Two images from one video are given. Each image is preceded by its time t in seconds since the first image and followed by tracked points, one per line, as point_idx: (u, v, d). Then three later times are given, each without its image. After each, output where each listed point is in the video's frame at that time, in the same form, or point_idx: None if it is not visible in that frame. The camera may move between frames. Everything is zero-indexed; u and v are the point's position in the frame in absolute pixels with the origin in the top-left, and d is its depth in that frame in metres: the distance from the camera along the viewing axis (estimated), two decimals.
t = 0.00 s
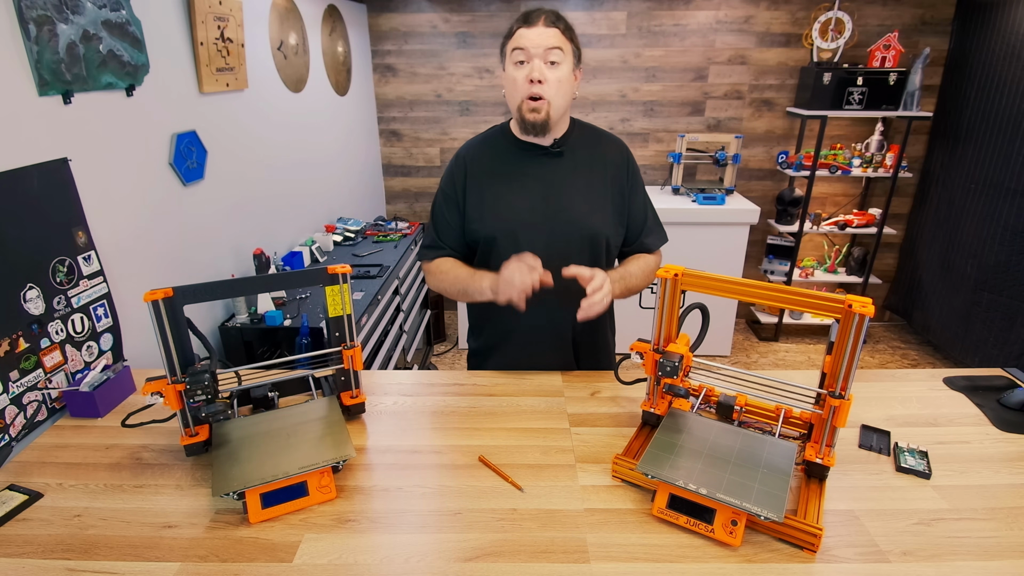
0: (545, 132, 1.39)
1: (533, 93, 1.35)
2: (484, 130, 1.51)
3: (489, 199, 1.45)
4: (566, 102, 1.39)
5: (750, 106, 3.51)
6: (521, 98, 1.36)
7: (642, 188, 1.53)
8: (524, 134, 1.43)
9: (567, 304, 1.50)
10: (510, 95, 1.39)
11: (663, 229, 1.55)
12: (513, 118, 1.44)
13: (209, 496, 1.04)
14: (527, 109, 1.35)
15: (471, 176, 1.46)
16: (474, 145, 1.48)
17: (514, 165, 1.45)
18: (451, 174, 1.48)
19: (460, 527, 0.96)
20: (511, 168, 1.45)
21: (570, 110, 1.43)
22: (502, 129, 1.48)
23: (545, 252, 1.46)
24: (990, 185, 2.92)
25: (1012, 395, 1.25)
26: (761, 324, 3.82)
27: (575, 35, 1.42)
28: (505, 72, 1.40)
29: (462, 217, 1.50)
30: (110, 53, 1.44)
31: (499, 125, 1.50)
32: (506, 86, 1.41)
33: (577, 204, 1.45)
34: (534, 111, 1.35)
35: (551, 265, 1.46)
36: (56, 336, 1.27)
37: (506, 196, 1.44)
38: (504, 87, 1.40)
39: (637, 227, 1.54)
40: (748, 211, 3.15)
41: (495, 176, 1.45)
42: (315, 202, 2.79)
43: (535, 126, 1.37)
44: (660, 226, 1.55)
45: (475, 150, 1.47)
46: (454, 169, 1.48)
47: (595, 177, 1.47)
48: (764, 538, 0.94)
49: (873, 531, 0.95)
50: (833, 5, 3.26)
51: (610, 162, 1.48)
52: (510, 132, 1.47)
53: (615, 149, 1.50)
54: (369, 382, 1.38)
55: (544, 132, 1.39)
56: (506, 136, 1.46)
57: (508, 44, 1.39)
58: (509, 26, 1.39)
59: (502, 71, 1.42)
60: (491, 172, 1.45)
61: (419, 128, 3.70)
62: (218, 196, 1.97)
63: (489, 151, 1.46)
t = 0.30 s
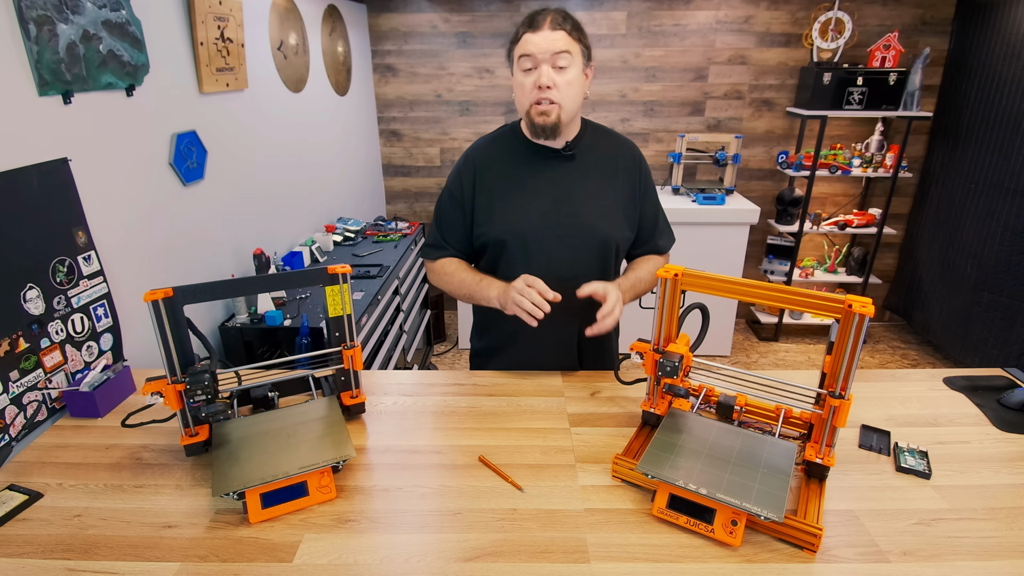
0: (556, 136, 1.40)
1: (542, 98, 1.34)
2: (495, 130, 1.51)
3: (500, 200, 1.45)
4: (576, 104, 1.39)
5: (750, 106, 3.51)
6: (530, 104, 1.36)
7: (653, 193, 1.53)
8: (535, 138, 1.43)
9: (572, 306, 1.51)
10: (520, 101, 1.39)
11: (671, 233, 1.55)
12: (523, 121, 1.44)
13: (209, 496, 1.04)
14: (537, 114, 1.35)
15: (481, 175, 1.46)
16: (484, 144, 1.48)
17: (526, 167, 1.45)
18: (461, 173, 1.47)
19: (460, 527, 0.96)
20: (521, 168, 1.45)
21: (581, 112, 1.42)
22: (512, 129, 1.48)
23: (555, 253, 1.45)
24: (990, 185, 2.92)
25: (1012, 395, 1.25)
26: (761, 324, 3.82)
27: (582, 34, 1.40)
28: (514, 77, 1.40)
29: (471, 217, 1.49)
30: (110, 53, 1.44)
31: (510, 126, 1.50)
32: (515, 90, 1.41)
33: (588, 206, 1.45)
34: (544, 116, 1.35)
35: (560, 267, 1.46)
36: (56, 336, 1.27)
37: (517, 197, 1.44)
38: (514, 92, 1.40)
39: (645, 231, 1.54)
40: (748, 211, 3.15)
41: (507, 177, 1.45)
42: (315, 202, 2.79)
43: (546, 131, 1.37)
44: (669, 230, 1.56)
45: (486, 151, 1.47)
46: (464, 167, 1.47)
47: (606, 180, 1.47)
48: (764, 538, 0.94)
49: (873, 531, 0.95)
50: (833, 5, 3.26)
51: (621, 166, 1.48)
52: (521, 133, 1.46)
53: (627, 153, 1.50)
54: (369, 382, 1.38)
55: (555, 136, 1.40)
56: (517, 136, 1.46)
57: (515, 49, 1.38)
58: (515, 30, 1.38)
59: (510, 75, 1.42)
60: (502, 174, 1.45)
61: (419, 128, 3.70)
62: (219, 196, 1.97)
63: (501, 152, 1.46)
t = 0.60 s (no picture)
0: (562, 144, 1.40)
1: (546, 108, 1.34)
2: (502, 133, 1.51)
3: (505, 204, 1.45)
4: (580, 110, 1.38)
5: (750, 106, 3.51)
6: (534, 113, 1.36)
7: (661, 197, 1.52)
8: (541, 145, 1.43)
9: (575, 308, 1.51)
10: (524, 110, 1.38)
11: (679, 237, 1.53)
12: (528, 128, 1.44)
13: (209, 496, 1.04)
14: (541, 124, 1.35)
15: (486, 179, 1.46)
16: (489, 148, 1.48)
17: (531, 172, 1.45)
18: (466, 178, 1.48)
19: (460, 527, 0.96)
20: (526, 172, 1.45)
21: (586, 116, 1.42)
22: (517, 133, 1.49)
23: (559, 257, 1.45)
24: (991, 185, 2.92)
25: (1012, 395, 1.25)
26: (761, 324, 3.82)
27: (585, 38, 1.38)
28: (517, 85, 1.39)
29: (477, 221, 1.50)
30: (110, 53, 1.44)
31: (517, 131, 1.51)
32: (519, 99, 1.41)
33: (593, 211, 1.45)
34: (548, 126, 1.35)
35: (564, 271, 1.46)
36: (56, 336, 1.27)
37: (522, 202, 1.45)
38: (518, 101, 1.40)
39: (652, 235, 1.53)
40: (748, 211, 3.15)
41: (511, 181, 1.45)
42: (315, 203, 2.79)
43: (550, 139, 1.38)
44: (677, 234, 1.53)
45: (492, 154, 1.47)
46: (469, 171, 1.48)
47: (612, 185, 1.47)
48: (764, 538, 0.94)
49: (873, 531, 0.95)
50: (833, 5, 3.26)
51: (628, 170, 1.48)
52: (527, 137, 1.47)
53: (634, 157, 1.49)
54: (369, 382, 1.38)
55: (560, 143, 1.40)
56: (521, 140, 1.47)
57: (518, 58, 1.37)
58: (517, 37, 1.37)
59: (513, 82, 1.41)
60: (507, 177, 1.45)
61: (419, 128, 3.70)
62: (218, 196, 1.97)
63: (506, 155, 1.46)
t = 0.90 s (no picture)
0: (550, 140, 1.40)
1: (534, 104, 1.34)
2: (494, 133, 1.52)
3: (496, 202, 1.46)
4: (569, 105, 1.38)
5: (750, 106, 3.51)
6: (522, 110, 1.36)
7: (655, 194, 1.50)
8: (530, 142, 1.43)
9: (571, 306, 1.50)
10: (512, 106, 1.38)
11: (675, 234, 1.52)
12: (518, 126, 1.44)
13: (209, 496, 1.04)
14: (530, 120, 1.36)
15: (477, 179, 1.48)
16: (481, 149, 1.50)
17: (521, 170, 1.46)
18: (458, 179, 1.50)
19: (460, 527, 0.96)
20: (516, 171, 1.46)
21: (575, 112, 1.42)
22: (508, 132, 1.49)
23: (550, 255, 1.45)
24: (990, 185, 2.92)
25: (1012, 395, 1.25)
26: (761, 324, 3.82)
27: (571, 35, 1.39)
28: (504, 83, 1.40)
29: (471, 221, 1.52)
30: (110, 53, 1.44)
31: (508, 130, 1.51)
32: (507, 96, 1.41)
33: (584, 208, 1.44)
34: (537, 121, 1.35)
35: (556, 269, 1.46)
36: (56, 336, 1.27)
37: (513, 200, 1.45)
38: (506, 98, 1.40)
39: (647, 232, 1.51)
40: (748, 211, 3.15)
41: (502, 179, 1.46)
42: (315, 202, 2.79)
43: (540, 135, 1.38)
44: (673, 231, 1.52)
45: (483, 153, 1.49)
46: (461, 173, 1.50)
47: (603, 182, 1.46)
48: (764, 538, 0.94)
49: (873, 531, 0.95)
50: (833, 5, 3.26)
51: (620, 167, 1.47)
52: (517, 136, 1.47)
53: (626, 153, 1.48)
54: (369, 382, 1.38)
55: (550, 139, 1.40)
56: (512, 140, 1.48)
57: (504, 56, 1.37)
58: (504, 35, 1.37)
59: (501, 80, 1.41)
60: (498, 176, 1.47)
61: (419, 128, 3.70)
62: (218, 195, 1.97)
63: (497, 154, 1.47)
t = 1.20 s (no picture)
0: (531, 141, 1.40)
1: (514, 107, 1.34)
2: (475, 137, 1.53)
3: (479, 205, 1.46)
4: (549, 107, 1.38)
5: (750, 106, 3.51)
6: (503, 112, 1.36)
7: (637, 190, 1.51)
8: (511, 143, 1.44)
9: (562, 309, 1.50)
10: (492, 108, 1.38)
11: (659, 230, 1.52)
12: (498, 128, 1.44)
13: (209, 496, 1.04)
14: (510, 123, 1.36)
15: (459, 183, 1.48)
16: (462, 155, 1.50)
17: (503, 172, 1.46)
18: (441, 185, 1.50)
19: (460, 527, 0.96)
20: (498, 175, 1.46)
21: (555, 113, 1.42)
22: (489, 137, 1.50)
23: (535, 255, 1.45)
24: (991, 185, 2.92)
25: (1012, 395, 1.25)
26: (761, 324, 3.82)
27: (549, 36, 1.38)
28: (484, 84, 1.39)
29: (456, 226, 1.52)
30: (110, 53, 1.44)
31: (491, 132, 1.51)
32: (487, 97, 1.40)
33: (566, 207, 1.44)
34: (518, 124, 1.35)
35: (542, 269, 1.46)
36: (56, 336, 1.27)
37: (495, 202, 1.45)
38: (486, 100, 1.39)
39: (632, 229, 1.52)
40: (748, 211, 3.15)
41: (484, 182, 1.46)
42: (315, 202, 2.79)
43: (521, 137, 1.39)
44: (657, 227, 1.53)
45: (464, 158, 1.49)
46: (443, 180, 1.51)
47: (585, 181, 1.46)
48: (764, 538, 0.94)
49: (873, 531, 0.95)
50: (833, 5, 3.26)
51: (601, 165, 1.47)
52: (497, 140, 1.48)
53: (606, 151, 1.48)
54: (369, 382, 1.38)
55: (530, 141, 1.40)
56: (493, 144, 1.48)
57: (483, 57, 1.36)
58: (483, 37, 1.36)
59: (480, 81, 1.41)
60: (480, 179, 1.47)
61: (419, 128, 3.70)
62: (218, 196, 1.97)
63: (478, 157, 1.48)
